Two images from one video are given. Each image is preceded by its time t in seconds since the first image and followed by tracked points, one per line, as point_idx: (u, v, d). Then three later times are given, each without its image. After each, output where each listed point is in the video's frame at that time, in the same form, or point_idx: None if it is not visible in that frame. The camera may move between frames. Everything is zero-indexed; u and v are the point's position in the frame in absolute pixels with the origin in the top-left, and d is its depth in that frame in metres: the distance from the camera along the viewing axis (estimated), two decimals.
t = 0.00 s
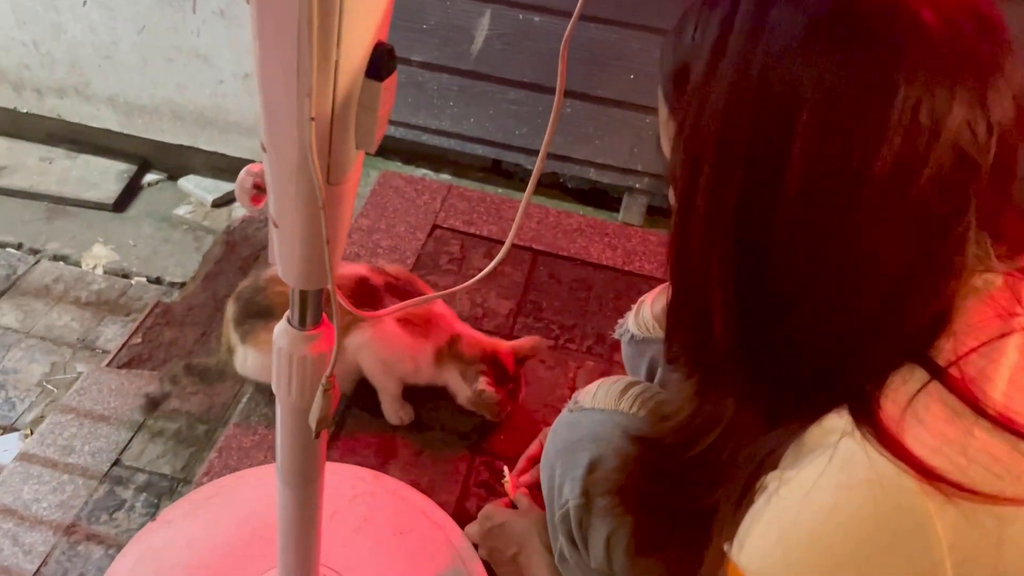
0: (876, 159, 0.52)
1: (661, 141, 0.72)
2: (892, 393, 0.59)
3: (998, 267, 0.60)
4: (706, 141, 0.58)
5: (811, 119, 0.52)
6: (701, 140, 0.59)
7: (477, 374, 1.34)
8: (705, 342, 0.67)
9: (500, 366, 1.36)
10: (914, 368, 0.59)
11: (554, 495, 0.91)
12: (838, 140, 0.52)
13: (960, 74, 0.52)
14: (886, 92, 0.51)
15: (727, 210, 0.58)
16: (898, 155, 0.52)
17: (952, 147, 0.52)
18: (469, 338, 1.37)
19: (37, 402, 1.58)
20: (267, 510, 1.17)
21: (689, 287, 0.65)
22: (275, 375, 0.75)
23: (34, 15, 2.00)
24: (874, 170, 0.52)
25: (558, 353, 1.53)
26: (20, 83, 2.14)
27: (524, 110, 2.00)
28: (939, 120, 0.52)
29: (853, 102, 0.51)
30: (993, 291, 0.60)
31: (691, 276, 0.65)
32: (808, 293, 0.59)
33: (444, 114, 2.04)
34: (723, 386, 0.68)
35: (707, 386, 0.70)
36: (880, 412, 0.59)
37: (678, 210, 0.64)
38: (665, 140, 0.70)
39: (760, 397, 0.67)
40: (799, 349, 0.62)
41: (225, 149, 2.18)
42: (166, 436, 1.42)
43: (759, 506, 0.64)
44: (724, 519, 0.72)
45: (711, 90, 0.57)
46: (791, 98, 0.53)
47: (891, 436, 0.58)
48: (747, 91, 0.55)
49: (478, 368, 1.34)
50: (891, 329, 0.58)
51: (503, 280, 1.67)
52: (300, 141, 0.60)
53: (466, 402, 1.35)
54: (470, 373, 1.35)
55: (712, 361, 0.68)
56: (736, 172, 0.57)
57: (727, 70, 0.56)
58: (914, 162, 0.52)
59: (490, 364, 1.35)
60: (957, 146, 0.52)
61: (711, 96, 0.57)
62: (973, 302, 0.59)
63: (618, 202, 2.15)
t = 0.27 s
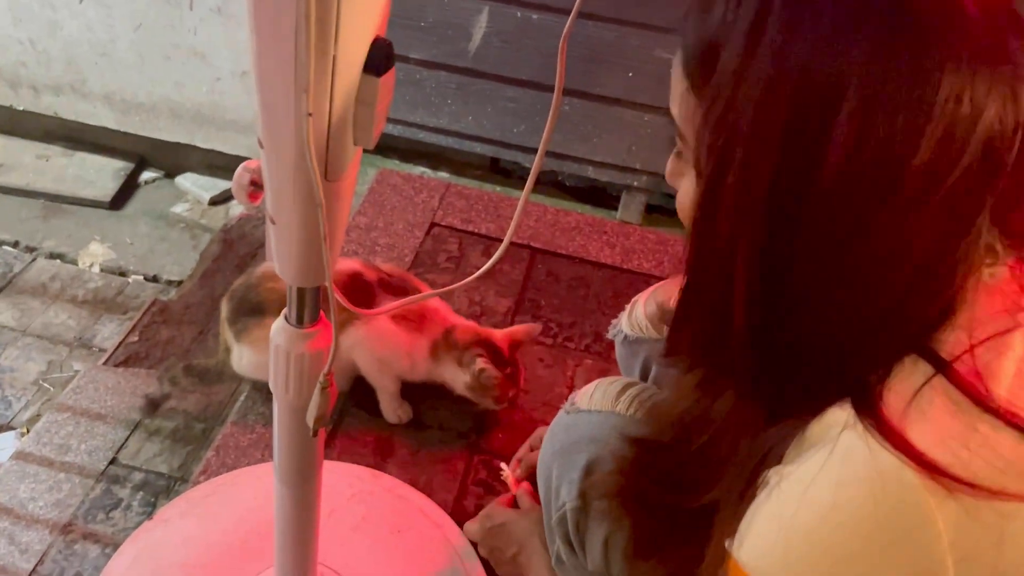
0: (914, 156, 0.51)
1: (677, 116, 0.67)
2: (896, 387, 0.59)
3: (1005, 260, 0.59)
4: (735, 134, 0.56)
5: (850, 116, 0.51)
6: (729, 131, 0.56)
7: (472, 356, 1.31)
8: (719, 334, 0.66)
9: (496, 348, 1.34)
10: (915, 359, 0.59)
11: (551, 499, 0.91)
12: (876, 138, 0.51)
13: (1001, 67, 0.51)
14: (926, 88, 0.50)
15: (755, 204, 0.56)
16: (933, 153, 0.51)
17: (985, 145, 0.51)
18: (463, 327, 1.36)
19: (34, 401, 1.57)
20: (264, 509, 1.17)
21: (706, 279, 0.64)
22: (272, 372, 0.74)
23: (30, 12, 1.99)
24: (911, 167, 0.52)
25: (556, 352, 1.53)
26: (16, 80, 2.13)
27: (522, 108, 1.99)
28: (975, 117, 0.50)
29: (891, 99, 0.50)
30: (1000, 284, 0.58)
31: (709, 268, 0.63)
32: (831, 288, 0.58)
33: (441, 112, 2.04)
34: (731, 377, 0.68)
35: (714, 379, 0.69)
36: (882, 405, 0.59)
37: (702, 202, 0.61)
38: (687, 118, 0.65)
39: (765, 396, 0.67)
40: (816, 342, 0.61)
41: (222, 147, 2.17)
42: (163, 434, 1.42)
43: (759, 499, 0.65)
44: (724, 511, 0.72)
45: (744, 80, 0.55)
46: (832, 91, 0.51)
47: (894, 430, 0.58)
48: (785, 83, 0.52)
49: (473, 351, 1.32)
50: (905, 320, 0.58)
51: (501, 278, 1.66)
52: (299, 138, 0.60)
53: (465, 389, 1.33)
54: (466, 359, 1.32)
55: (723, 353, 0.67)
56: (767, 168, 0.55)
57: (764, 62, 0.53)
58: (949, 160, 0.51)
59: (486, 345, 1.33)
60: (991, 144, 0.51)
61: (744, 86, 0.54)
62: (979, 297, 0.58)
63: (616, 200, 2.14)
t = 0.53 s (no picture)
0: (929, 132, 0.52)
1: (698, 84, 0.67)
2: (896, 356, 0.58)
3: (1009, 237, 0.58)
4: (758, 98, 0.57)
5: (872, 83, 0.52)
6: (752, 97, 0.57)
7: (465, 359, 1.32)
8: (729, 299, 0.67)
9: (488, 351, 1.34)
10: (913, 328, 0.59)
11: (544, 492, 0.90)
12: (896, 107, 0.52)
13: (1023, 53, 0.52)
14: (949, 62, 0.51)
15: (770, 173, 0.57)
16: (950, 130, 0.52)
17: (1001, 124, 0.53)
18: (456, 328, 1.36)
19: (29, 400, 1.57)
20: (260, 509, 1.16)
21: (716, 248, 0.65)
22: (267, 372, 0.74)
23: (26, 10, 1.98)
24: (927, 144, 0.53)
25: (553, 351, 1.53)
26: (12, 78, 2.13)
27: (519, 107, 1.99)
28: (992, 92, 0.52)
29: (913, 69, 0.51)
30: (1004, 259, 0.58)
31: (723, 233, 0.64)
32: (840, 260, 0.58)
33: (438, 111, 2.03)
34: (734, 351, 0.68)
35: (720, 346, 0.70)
36: (883, 372, 0.58)
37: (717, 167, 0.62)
38: (710, 88, 0.65)
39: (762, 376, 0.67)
40: (820, 318, 0.62)
41: (219, 146, 2.17)
42: (159, 434, 1.41)
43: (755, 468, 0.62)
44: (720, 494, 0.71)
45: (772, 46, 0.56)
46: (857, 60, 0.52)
47: (895, 396, 0.56)
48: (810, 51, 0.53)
49: (466, 354, 1.32)
50: (908, 294, 0.58)
51: (498, 277, 1.66)
52: (294, 136, 0.60)
53: (457, 390, 1.34)
54: (459, 361, 1.32)
55: (731, 321, 0.68)
56: (787, 133, 0.55)
57: (793, 27, 0.54)
58: (963, 139, 0.52)
59: (479, 348, 1.34)
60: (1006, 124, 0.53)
61: (772, 52, 0.56)
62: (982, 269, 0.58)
63: (613, 199, 2.14)
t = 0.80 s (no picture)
0: (952, 140, 0.59)
1: (693, 95, 0.72)
2: (886, 371, 0.64)
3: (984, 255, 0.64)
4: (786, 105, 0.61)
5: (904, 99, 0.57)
6: (779, 105, 0.62)
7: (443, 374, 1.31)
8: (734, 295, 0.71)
9: (466, 364, 1.34)
10: (902, 346, 0.65)
11: (527, 509, 0.92)
12: (917, 121, 0.58)
13: None
14: (976, 77, 0.57)
15: (797, 166, 0.62)
16: (969, 140, 0.59)
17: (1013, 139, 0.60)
18: (433, 341, 1.34)
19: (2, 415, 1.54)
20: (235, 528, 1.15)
21: (733, 237, 0.68)
22: (241, 389, 0.73)
23: (4, 19, 1.96)
24: (950, 153, 0.59)
25: (534, 365, 1.52)
26: None
27: (501, 119, 1.98)
28: (1005, 109, 0.58)
29: (939, 87, 0.57)
30: (986, 273, 0.65)
31: (736, 232, 0.68)
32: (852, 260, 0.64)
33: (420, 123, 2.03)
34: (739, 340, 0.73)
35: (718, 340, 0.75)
36: (873, 391, 0.64)
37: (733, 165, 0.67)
38: (707, 87, 0.70)
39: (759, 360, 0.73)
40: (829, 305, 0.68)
41: (199, 157, 2.15)
42: (134, 450, 1.39)
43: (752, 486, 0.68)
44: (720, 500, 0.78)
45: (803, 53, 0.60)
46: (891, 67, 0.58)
47: (883, 414, 0.62)
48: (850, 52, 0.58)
49: (444, 368, 1.32)
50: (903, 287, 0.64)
51: (479, 290, 1.65)
52: (267, 152, 0.59)
53: (435, 404, 1.34)
54: (437, 376, 1.31)
55: (735, 318, 0.72)
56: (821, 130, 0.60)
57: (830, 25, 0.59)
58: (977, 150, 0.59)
59: (456, 362, 1.33)
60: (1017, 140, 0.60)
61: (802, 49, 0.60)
62: (969, 289, 0.65)
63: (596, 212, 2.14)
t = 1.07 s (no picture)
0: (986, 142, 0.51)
1: (694, 96, 0.64)
2: (875, 393, 0.59)
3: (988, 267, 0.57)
4: (787, 125, 0.54)
5: (918, 113, 0.51)
6: (780, 122, 0.55)
7: (430, 377, 1.32)
8: (741, 324, 0.65)
9: (453, 368, 1.34)
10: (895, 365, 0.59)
11: (515, 521, 0.86)
12: (933, 139, 0.51)
13: None
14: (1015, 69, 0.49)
15: (819, 172, 0.53)
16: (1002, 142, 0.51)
17: None
18: (420, 345, 1.35)
19: None
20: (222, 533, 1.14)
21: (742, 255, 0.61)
22: (228, 395, 0.72)
23: None
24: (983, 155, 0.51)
25: (523, 370, 1.52)
26: None
27: (489, 124, 1.98)
28: None
29: (955, 98, 0.50)
30: (984, 289, 0.58)
31: (740, 258, 0.62)
32: (857, 296, 0.57)
33: (409, 127, 2.02)
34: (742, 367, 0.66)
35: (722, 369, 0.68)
36: (860, 414, 0.59)
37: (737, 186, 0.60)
38: (712, 88, 0.62)
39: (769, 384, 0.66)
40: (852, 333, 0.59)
41: (186, 161, 2.14)
42: (120, 456, 1.38)
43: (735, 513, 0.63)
44: (706, 528, 0.70)
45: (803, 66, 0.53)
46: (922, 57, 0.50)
47: (869, 440, 0.57)
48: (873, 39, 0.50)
49: (431, 371, 1.32)
50: (917, 318, 0.58)
51: (467, 295, 1.65)
52: (253, 159, 0.59)
53: (422, 407, 1.34)
54: (424, 379, 1.32)
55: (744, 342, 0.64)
56: (841, 133, 0.52)
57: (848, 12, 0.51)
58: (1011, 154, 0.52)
59: (443, 365, 1.33)
60: None
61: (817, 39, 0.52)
62: (969, 304, 0.58)
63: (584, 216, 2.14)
